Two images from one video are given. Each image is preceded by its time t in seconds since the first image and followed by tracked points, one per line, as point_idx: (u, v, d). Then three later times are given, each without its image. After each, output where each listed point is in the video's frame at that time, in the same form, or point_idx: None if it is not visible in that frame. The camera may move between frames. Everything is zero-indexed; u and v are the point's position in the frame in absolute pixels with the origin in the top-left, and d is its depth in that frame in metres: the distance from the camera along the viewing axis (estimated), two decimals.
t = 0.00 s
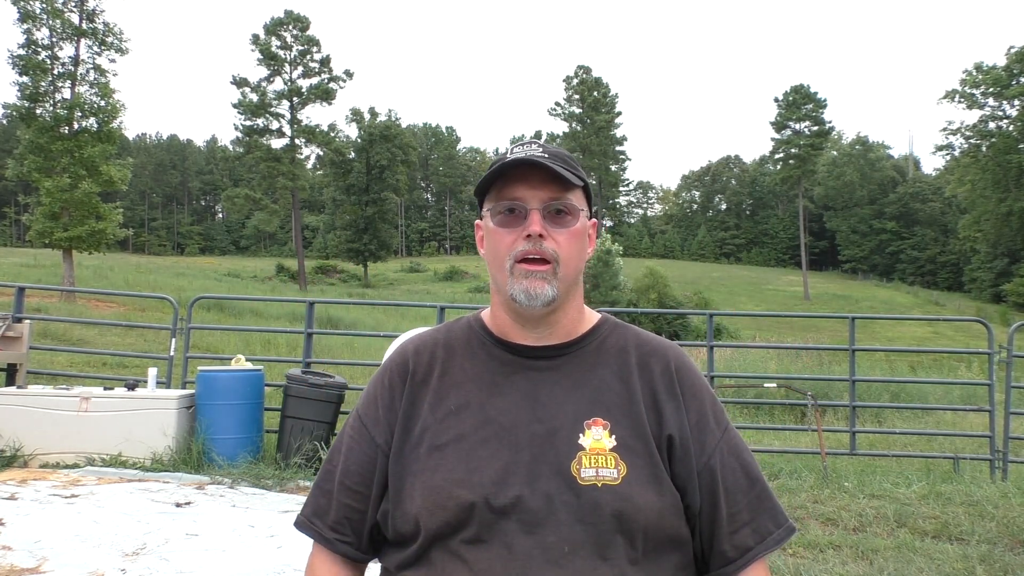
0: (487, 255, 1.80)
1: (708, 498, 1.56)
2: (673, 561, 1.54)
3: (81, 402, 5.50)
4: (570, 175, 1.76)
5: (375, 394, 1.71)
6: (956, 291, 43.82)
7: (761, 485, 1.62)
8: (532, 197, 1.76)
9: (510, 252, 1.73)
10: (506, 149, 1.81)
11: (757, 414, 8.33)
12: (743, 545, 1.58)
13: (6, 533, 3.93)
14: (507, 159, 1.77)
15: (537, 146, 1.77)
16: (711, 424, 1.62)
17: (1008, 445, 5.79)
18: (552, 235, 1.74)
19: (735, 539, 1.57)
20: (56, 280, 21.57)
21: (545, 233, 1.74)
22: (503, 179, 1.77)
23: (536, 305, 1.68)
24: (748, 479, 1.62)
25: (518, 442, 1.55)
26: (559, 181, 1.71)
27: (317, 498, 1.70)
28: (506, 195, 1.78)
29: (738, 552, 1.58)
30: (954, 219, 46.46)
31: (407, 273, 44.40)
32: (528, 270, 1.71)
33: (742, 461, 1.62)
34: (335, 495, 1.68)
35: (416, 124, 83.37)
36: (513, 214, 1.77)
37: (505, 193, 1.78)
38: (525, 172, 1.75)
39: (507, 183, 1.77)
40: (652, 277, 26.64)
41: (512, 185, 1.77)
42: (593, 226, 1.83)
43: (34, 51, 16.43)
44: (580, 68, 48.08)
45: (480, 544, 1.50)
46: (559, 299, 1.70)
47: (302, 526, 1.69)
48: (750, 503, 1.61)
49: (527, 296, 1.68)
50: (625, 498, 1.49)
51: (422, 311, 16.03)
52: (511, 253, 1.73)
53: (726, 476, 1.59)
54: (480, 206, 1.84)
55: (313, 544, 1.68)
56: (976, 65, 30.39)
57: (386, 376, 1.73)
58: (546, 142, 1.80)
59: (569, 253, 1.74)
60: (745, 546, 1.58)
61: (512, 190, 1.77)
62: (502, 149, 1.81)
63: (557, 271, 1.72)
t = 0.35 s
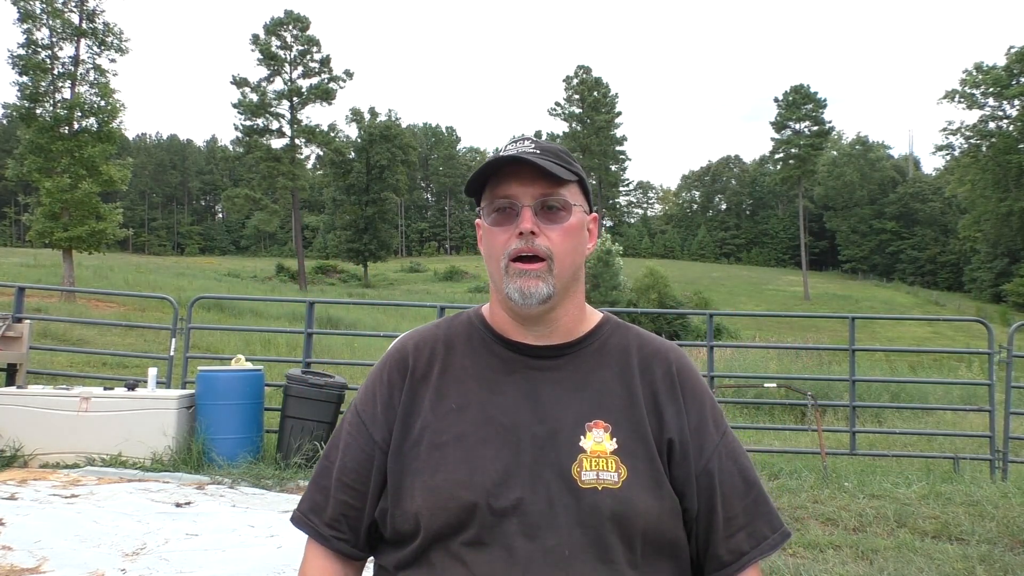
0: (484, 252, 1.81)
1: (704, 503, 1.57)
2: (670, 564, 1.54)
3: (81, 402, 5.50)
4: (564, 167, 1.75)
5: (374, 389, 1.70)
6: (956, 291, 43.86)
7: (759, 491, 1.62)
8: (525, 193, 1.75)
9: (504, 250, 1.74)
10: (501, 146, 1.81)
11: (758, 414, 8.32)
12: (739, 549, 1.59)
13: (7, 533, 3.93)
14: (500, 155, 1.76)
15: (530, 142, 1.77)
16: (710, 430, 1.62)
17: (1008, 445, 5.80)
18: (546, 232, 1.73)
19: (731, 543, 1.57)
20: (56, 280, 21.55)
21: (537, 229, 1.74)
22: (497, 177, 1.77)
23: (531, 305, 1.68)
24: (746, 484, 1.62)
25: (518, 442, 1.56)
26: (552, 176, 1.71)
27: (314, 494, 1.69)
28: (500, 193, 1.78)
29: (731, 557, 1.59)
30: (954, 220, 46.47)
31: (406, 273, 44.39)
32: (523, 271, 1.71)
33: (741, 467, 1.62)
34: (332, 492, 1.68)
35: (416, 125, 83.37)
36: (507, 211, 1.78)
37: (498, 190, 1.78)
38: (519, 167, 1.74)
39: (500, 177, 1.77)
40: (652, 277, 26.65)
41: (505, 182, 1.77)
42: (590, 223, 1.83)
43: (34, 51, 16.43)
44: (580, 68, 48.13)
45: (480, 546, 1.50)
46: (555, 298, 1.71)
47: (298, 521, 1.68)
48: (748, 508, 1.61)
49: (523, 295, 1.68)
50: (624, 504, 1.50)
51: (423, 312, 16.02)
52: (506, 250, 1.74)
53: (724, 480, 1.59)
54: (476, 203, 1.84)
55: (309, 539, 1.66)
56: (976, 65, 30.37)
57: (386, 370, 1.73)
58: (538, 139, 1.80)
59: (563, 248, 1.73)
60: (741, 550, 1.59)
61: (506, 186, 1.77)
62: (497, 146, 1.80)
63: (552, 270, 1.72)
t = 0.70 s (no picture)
0: (477, 258, 1.81)
1: (706, 500, 1.56)
2: (671, 561, 1.54)
3: (81, 402, 5.50)
4: (552, 171, 1.74)
5: (375, 389, 1.70)
6: (956, 291, 43.85)
7: (760, 490, 1.62)
8: (515, 201, 1.75)
9: (498, 257, 1.73)
10: (491, 153, 1.80)
11: (758, 414, 8.32)
12: (740, 545, 1.59)
13: (7, 533, 3.93)
14: (491, 162, 1.75)
15: (518, 149, 1.75)
16: (708, 427, 1.61)
17: (1008, 445, 5.79)
18: (539, 237, 1.73)
19: (731, 538, 1.57)
20: (56, 280, 21.55)
21: (530, 235, 1.73)
22: (489, 185, 1.76)
23: (528, 305, 1.68)
24: (746, 484, 1.62)
25: (519, 441, 1.55)
26: (540, 183, 1.70)
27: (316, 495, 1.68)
28: (493, 201, 1.77)
29: (732, 553, 1.58)
30: (954, 220, 46.47)
31: (406, 273, 44.39)
32: (515, 273, 1.71)
33: (739, 463, 1.62)
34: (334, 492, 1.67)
35: (416, 125, 83.38)
36: (499, 219, 1.77)
37: (489, 198, 1.78)
38: (507, 175, 1.73)
39: (491, 186, 1.76)
40: (652, 277, 26.65)
41: (497, 190, 1.76)
42: (584, 223, 1.82)
43: (34, 51, 16.43)
44: (580, 68, 48.15)
45: (482, 544, 1.50)
46: (550, 298, 1.70)
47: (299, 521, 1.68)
48: (748, 504, 1.61)
49: (519, 295, 1.69)
50: (625, 500, 1.49)
51: (423, 312, 16.03)
52: (499, 257, 1.74)
53: (724, 478, 1.59)
54: (468, 210, 1.84)
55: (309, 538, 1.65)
56: (976, 65, 30.38)
57: (386, 371, 1.72)
58: (527, 144, 1.78)
59: (558, 253, 1.73)
60: (741, 546, 1.58)
61: (496, 194, 1.76)
62: (487, 153, 1.80)
63: (547, 272, 1.72)
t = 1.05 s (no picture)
0: (488, 260, 1.81)
1: (715, 501, 1.56)
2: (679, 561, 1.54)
3: (81, 402, 5.49)
4: (565, 173, 1.75)
5: (380, 388, 1.69)
6: (956, 291, 43.81)
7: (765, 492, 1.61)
8: (528, 204, 1.75)
9: (511, 258, 1.74)
10: (501, 153, 1.80)
11: (757, 414, 8.32)
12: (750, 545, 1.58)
13: (6, 534, 3.93)
14: (500, 167, 1.74)
15: (530, 149, 1.75)
16: (716, 428, 1.61)
17: (1008, 445, 5.79)
18: (553, 239, 1.74)
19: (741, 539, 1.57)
20: (56, 280, 21.57)
21: (545, 238, 1.74)
22: (499, 186, 1.76)
23: (540, 305, 1.69)
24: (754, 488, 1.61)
25: (526, 440, 1.55)
26: (554, 184, 1.70)
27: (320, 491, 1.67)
28: (504, 204, 1.77)
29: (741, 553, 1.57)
30: (954, 220, 46.46)
31: (406, 273, 44.39)
32: (527, 275, 1.72)
33: (746, 464, 1.62)
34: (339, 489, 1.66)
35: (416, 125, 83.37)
36: (511, 221, 1.77)
37: (500, 200, 1.77)
38: (522, 177, 1.72)
39: (504, 188, 1.76)
40: (652, 277, 26.63)
41: (508, 193, 1.76)
42: (594, 224, 1.83)
43: (34, 51, 16.44)
44: (580, 68, 48.13)
45: (487, 543, 1.50)
46: (563, 298, 1.72)
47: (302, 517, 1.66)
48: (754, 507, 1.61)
49: (532, 296, 1.69)
50: (632, 501, 1.50)
51: (423, 312, 16.03)
52: (512, 259, 1.74)
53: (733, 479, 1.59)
54: (479, 212, 1.83)
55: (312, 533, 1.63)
56: (976, 65, 30.37)
57: (391, 369, 1.72)
58: (539, 144, 1.78)
59: (572, 257, 1.74)
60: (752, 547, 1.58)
61: (507, 197, 1.76)
62: (498, 154, 1.79)
63: (560, 271, 1.73)
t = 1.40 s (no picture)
0: (488, 257, 1.80)
1: (711, 504, 1.57)
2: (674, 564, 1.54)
3: (81, 402, 5.49)
4: (571, 174, 1.75)
5: (376, 393, 1.69)
6: (956, 291, 43.81)
7: (765, 489, 1.60)
8: (535, 201, 1.75)
9: (514, 257, 1.72)
10: (507, 150, 1.79)
11: (757, 414, 8.32)
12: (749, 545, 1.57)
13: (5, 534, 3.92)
14: (508, 162, 1.74)
15: (538, 147, 1.75)
16: (714, 429, 1.61)
17: (1007, 445, 5.78)
18: (556, 239, 1.74)
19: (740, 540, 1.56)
20: (56, 279, 21.59)
21: (549, 237, 1.74)
22: (505, 184, 1.75)
23: (541, 305, 1.68)
24: (752, 485, 1.60)
25: (521, 445, 1.55)
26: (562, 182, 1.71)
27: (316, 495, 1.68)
28: (509, 200, 1.77)
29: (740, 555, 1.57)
30: (954, 219, 46.46)
31: (406, 273, 44.41)
32: (531, 273, 1.70)
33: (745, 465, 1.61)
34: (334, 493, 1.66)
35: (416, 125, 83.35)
36: (515, 218, 1.76)
37: (506, 196, 1.77)
38: (530, 174, 1.73)
39: (510, 185, 1.76)
40: (652, 277, 26.61)
41: (515, 190, 1.76)
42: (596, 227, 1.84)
43: (34, 51, 16.44)
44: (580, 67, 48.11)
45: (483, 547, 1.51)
46: (563, 299, 1.70)
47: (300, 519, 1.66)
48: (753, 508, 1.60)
49: (534, 295, 1.68)
50: (627, 503, 1.50)
51: (423, 312, 16.03)
52: (515, 257, 1.73)
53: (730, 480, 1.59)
54: (480, 210, 1.83)
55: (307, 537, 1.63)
56: (976, 65, 30.37)
57: (387, 375, 1.72)
58: (545, 143, 1.78)
59: (573, 258, 1.74)
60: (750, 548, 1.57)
61: (514, 193, 1.76)
62: (504, 150, 1.79)
63: (563, 272, 1.72)
